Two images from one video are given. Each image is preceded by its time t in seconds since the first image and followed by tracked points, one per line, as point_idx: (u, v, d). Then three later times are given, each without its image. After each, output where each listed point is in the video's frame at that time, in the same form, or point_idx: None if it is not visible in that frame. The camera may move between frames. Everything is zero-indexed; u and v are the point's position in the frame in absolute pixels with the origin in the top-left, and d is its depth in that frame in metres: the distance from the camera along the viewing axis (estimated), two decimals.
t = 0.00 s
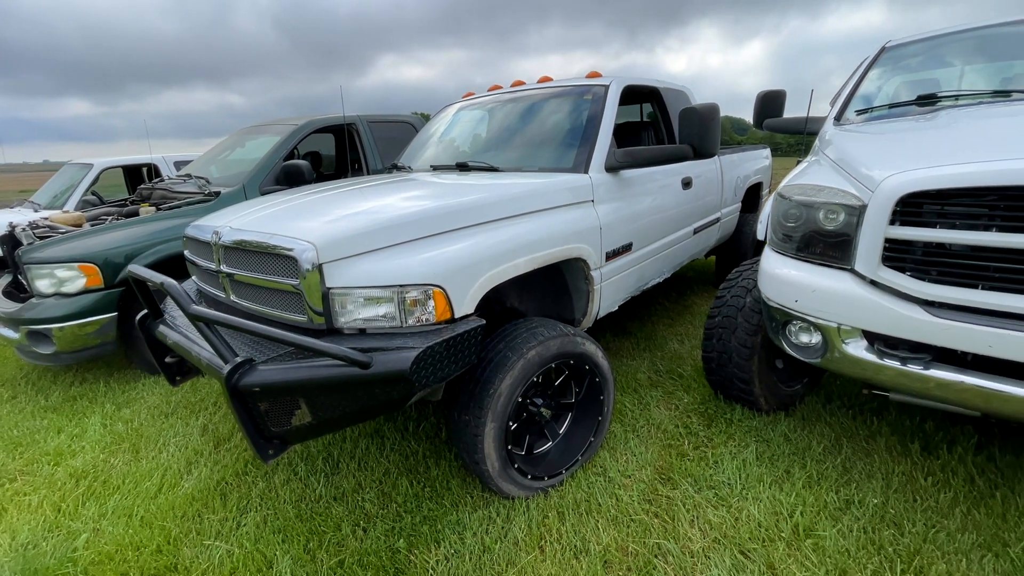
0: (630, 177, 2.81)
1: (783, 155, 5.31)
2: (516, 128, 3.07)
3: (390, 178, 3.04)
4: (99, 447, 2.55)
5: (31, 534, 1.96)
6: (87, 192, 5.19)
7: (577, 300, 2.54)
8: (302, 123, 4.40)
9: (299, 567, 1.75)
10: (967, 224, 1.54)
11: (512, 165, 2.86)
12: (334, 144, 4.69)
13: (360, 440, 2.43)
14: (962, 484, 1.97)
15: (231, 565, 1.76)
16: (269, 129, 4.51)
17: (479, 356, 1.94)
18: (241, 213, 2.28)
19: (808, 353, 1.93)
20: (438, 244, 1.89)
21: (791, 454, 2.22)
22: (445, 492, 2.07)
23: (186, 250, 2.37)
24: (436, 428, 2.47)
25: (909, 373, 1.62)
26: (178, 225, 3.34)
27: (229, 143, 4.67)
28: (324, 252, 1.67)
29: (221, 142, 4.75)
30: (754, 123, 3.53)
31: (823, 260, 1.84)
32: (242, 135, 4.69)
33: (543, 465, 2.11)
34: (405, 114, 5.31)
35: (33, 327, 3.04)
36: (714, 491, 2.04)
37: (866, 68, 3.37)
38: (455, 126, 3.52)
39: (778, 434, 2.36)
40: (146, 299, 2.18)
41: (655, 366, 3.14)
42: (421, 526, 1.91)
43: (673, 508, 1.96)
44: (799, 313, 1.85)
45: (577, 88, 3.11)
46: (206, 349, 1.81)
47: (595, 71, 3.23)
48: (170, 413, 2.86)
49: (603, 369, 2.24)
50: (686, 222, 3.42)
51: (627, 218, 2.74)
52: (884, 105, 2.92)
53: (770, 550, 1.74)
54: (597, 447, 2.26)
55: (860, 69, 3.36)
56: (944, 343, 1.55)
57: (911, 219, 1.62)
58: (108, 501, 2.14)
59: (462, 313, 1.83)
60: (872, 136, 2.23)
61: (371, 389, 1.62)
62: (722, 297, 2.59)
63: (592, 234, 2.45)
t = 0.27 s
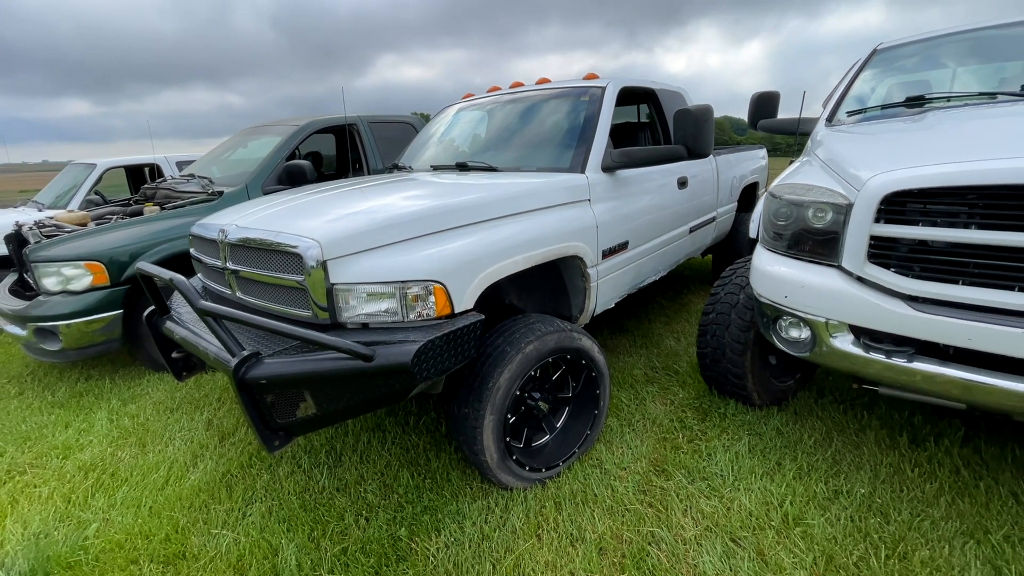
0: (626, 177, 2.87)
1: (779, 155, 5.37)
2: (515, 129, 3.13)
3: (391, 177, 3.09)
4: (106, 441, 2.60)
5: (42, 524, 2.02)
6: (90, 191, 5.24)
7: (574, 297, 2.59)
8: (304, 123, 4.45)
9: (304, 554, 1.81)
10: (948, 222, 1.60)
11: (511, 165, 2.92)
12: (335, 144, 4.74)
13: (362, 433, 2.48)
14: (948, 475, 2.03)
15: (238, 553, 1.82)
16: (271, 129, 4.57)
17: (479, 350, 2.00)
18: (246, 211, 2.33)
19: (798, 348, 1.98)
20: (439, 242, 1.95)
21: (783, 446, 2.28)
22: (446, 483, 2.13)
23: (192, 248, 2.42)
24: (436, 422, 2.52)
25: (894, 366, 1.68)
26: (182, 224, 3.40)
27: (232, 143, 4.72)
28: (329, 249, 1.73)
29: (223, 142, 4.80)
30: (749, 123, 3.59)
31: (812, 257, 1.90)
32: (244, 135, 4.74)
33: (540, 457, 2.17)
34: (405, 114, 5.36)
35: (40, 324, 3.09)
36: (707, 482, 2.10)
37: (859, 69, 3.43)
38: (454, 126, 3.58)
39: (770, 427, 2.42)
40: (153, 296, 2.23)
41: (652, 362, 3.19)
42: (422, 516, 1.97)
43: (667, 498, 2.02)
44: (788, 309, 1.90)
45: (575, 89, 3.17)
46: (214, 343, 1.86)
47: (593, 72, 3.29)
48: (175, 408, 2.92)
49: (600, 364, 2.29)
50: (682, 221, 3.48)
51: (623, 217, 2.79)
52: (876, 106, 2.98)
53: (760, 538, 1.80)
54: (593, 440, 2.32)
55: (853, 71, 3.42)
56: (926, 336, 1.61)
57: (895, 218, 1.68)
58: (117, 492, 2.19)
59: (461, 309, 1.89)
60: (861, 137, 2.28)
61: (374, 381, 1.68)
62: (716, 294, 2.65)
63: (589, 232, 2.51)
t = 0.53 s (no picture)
0: (624, 175, 2.90)
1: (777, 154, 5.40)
2: (515, 128, 3.17)
3: (392, 176, 3.13)
4: (111, 436, 2.64)
5: (50, 515, 2.06)
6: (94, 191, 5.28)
7: (573, 293, 2.63)
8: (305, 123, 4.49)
9: (307, 544, 1.84)
10: (937, 219, 1.63)
11: (510, 164, 2.95)
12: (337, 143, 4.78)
13: (364, 428, 2.52)
14: (940, 468, 2.06)
15: (243, 542, 1.86)
16: (273, 128, 4.60)
17: (478, 345, 2.04)
18: (249, 209, 2.37)
19: (792, 343, 2.02)
20: (439, 238, 1.99)
21: (778, 441, 2.31)
22: (446, 476, 2.17)
23: (196, 245, 2.46)
24: (436, 417, 2.56)
25: (885, 360, 1.72)
26: (185, 222, 3.43)
27: (234, 143, 4.76)
28: (332, 245, 1.77)
29: (225, 141, 4.84)
30: (747, 123, 3.63)
31: (806, 254, 1.93)
32: (246, 135, 4.78)
33: (539, 451, 2.20)
34: (406, 114, 5.40)
35: (46, 321, 3.13)
36: (703, 475, 2.14)
37: (855, 69, 3.46)
38: (455, 126, 3.61)
39: (766, 422, 2.45)
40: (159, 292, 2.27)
41: (650, 359, 3.23)
42: (423, 507, 2.01)
43: (663, 490, 2.05)
44: (783, 304, 1.94)
45: (574, 88, 3.21)
46: (219, 338, 1.90)
47: (592, 73, 3.32)
48: (179, 404, 2.95)
49: (598, 359, 2.33)
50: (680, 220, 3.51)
51: (621, 215, 2.83)
52: (871, 105, 3.01)
53: (754, 528, 1.83)
54: (591, 434, 2.35)
55: (849, 70, 3.46)
56: (915, 330, 1.65)
57: (886, 214, 1.72)
58: (123, 485, 2.23)
59: (461, 304, 1.92)
60: (855, 135, 2.32)
61: (376, 374, 1.71)
62: (713, 291, 2.68)
63: (588, 230, 2.55)
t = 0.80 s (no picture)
0: (623, 177, 2.93)
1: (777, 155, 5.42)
2: (515, 129, 3.19)
3: (393, 177, 3.16)
4: (115, 435, 2.67)
5: (56, 513, 2.08)
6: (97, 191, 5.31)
7: (572, 294, 2.65)
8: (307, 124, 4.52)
9: (309, 542, 1.87)
10: (930, 221, 1.66)
11: (510, 166, 2.98)
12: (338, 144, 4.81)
13: (364, 427, 2.55)
14: (935, 468, 2.08)
15: (246, 540, 1.88)
16: (275, 130, 4.63)
17: (478, 345, 2.06)
18: (252, 211, 2.39)
19: (788, 344, 2.04)
20: (439, 240, 2.01)
21: (775, 440, 2.33)
22: (446, 475, 2.19)
23: (199, 246, 2.48)
24: (437, 416, 2.59)
25: (879, 360, 1.74)
26: (188, 223, 3.46)
27: (236, 144, 4.79)
28: (333, 247, 1.79)
29: (227, 142, 4.87)
30: (745, 125, 3.65)
31: (802, 256, 1.95)
32: (248, 136, 4.81)
33: (538, 451, 2.23)
34: (407, 115, 5.43)
35: (50, 321, 3.16)
36: (700, 474, 2.16)
37: (853, 71, 3.48)
38: (455, 127, 3.64)
39: (763, 422, 2.47)
40: (162, 293, 2.30)
41: (649, 359, 3.25)
42: (423, 506, 2.03)
43: (660, 489, 2.08)
44: (779, 306, 1.96)
45: (573, 91, 3.23)
46: (222, 338, 1.93)
47: (591, 75, 3.35)
48: (181, 403, 2.98)
49: (596, 360, 2.35)
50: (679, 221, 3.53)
51: (620, 216, 2.85)
52: (869, 108, 3.03)
53: (750, 527, 1.86)
54: (590, 433, 2.37)
55: (847, 73, 3.48)
56: (909, 332, 1.67)
57: (880, 217, 1.74)
58: (127, 483, 2.26)
59: (461, 305, 1.95)
60: (851, 138, 2.34)
61: (377, 374, 1.74)
62: (711, 292, 2.71)
63: (586, 232, 2.57)
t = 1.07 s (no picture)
0: (622, 180, 2.94)
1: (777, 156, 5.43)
2: (515, 132, 3.21)
3: (394, 180, 3.18)
4: (118, 436, 2.69)
5: (60, 514, 2.11)
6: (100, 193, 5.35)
7: (571, 297, 2.67)
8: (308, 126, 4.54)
9: (310, 543, 1.89)
10: (924, 227, 1.68)
11: (510, 169, 2.99)
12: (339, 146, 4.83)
13: (365, 429, 2.57)
14: (931, 470, 2.10)
15: (248, 541, 1.91)
16: (276, 132, 4.66)
17: (478, 348, 2.08)
18: (254, 214, 2.41)
19: (785, 347, 2.06)
20: (439, 244, 2.03)
21: (772, 442, 2.35)
22: (445, 476, 2.21)
23: (202, 249, 2.51)
24: (437, 418, 2.61)
25: (874, 364, 1.76)
26: (190, 225, 3.49)
27: (238, 146, 4.81)
28: (334, 251, 1.81)
29: (229, 144, 4.89)
30: (744, 128, 3.67)
31: (799, 260, 1.97)
32: (250, 137, 4.84)
33: (537, 452, 2.25)
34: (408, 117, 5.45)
35: (54, 322, 3.18)
36: (698, 476, 2.18)
37: (852, 74, 3.50)
38: (456, 130, 3.66)
39: (762, 424, 2.49)
40: (165, 295, 2.32)
41: (648, 361, 3.27)
42: (423, 507, 2.05)
43: (658, 491, 2.10)
44: (776, 309, 1.98)
45: (573, 94, 3.25)
46: (225, 341, 1.95)
47: (591, 78, 3.37)
48: (184, 404, 3.01)
49: (595, 362, 2.37)
50: (678, 223, 3.55)
51: (619, 219, 2.87)
52: (867, 111, 3.05)
53: (746, 529, 1.87)
54: (588, 435, 2.39)
55: (846, 76, 3.50)
56: (904, 336, 1.68)
57: (876, 222, 1.76)
58: (131, 484, 2.28)
59: (461, 308, 1.97)
60: (849, 142, 2.35)
61: (378, 377, 1.76)
62: (710, 295, 2.72)
63: (585, 235, 2.59)
